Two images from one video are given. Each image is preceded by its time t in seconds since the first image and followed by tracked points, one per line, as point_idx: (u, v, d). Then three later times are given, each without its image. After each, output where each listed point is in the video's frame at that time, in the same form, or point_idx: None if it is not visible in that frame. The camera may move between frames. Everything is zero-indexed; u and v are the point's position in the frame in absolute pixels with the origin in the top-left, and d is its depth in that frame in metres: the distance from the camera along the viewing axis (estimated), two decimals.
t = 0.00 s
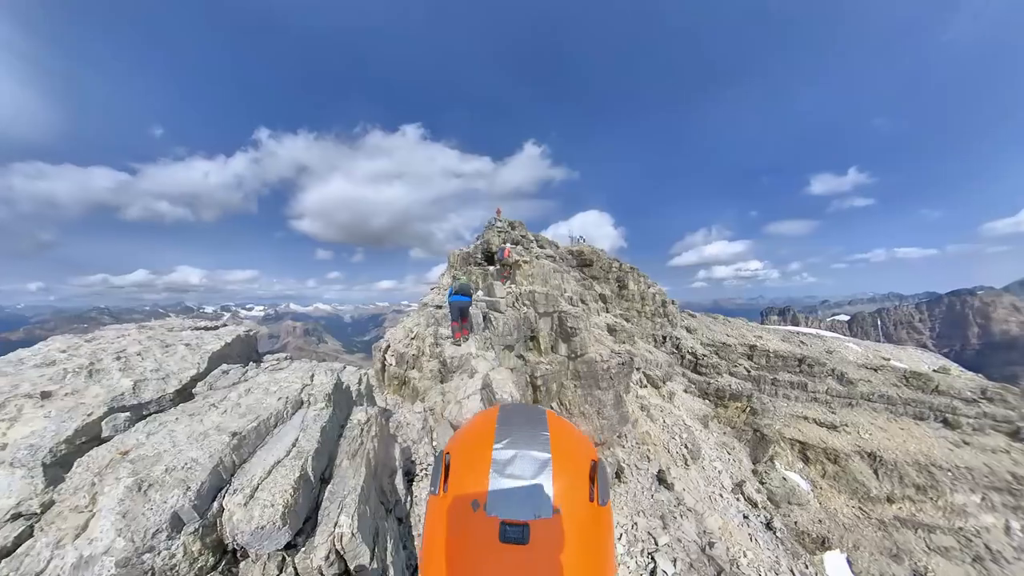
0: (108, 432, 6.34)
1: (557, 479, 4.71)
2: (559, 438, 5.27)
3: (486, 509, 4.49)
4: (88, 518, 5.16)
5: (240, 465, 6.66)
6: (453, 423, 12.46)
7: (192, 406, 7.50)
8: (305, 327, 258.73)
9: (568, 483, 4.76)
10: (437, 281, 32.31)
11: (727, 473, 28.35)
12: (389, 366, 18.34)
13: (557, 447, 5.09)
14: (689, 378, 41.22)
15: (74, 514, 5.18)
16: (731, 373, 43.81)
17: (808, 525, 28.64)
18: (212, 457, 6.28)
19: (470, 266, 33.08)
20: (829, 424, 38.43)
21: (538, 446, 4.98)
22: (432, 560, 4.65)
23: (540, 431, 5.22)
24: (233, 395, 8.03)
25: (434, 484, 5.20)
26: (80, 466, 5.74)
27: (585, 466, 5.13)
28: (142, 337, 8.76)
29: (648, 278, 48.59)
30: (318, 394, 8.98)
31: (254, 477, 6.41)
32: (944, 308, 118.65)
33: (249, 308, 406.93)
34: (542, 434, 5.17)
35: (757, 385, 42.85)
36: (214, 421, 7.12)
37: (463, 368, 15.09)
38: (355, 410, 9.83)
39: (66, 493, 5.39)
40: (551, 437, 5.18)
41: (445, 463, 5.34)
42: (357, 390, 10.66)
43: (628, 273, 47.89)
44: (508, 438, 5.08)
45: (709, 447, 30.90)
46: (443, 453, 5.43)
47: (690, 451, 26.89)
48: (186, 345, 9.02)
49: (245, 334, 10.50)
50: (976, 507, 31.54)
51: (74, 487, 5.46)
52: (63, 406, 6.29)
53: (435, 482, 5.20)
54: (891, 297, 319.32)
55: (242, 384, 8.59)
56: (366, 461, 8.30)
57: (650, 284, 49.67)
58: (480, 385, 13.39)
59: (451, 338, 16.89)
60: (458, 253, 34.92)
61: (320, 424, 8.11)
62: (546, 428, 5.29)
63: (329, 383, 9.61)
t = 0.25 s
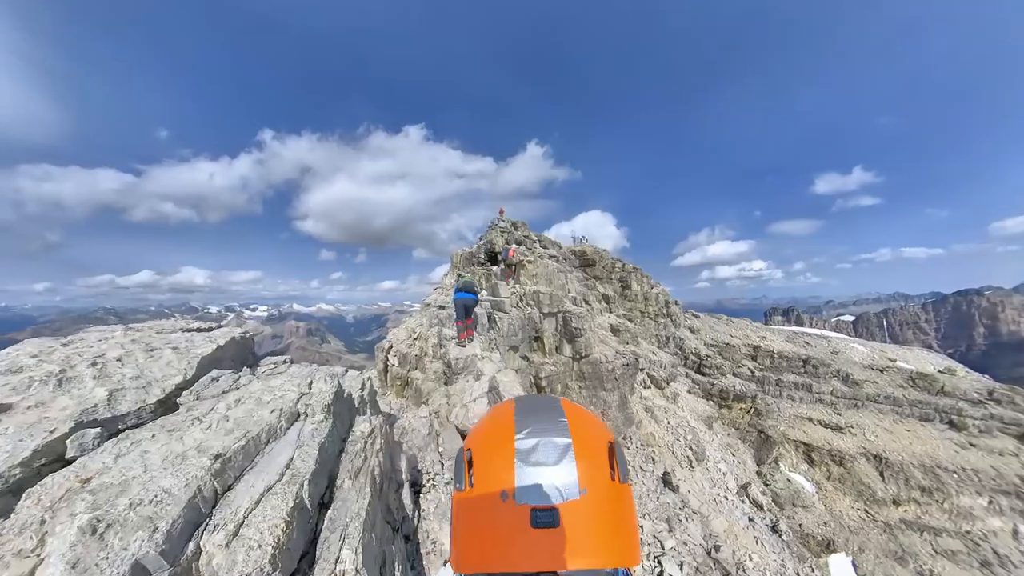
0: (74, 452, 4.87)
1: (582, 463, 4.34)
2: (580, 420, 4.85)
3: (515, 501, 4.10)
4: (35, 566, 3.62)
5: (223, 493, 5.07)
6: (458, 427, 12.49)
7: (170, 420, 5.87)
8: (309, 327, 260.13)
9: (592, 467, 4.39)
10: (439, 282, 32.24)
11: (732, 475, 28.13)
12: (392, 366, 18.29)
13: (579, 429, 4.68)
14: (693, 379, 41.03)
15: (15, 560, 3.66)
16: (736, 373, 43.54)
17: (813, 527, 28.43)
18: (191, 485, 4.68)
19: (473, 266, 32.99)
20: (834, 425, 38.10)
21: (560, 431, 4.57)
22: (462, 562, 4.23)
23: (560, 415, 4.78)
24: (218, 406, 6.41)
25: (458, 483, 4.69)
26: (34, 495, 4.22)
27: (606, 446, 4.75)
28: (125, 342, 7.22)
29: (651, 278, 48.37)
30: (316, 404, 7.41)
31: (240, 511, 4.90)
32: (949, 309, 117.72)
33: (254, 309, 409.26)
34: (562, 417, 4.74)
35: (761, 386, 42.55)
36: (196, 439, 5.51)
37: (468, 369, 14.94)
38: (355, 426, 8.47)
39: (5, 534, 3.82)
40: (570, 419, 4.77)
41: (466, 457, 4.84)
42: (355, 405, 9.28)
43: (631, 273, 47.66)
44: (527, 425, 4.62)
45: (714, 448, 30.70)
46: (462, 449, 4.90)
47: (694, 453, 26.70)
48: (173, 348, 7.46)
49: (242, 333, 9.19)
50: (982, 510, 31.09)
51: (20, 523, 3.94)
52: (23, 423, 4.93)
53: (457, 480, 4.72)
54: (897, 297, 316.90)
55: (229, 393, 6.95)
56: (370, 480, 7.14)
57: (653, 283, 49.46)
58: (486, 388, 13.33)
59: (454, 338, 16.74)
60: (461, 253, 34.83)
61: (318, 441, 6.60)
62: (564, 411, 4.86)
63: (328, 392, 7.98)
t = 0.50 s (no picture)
0: None
1: (643, 470, 4.57)
2: (631, 430, 5.10)
3: (585, 512, 4.27)
4: None
5: (153, 563, 4.02)
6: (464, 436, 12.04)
7: (105, 454, 5.05)
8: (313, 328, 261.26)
9: (652, 474, 4.59)
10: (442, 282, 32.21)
11: (737, 478, 27.95)
12: (395, 367, 18.22)
13: (634, 439, 4.93)
14: (696, 380, 40.81)
15: None
16: (739, 375, 43.33)
17: (817, 531, 28.12)
18: (102, 561, 3.56)
19: (476, 266, 32.95)
20: (839, 428, 37.75)
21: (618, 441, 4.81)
22: None
23: (614, 425, 5.03)
24: (171, 433, 5.66)
25: (511, 494, 4.89)
26: None
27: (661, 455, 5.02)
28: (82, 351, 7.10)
29: (654, 278, 48.15)
30: (292, 431, 6.63)
31: None
32: (955, 310, 116.57)
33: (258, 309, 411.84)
34: (617, 428, 4.99)
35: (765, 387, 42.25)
36: (130, 482, 4.54)
37: (472, 373, 14.66)
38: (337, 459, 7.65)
39: None
40: (626, 429, 5.02)
41: (520, 469, 5.11)
42: (338, 427, 8.48)
43: (634, 274, 47.43)
44: (586, 436, 4.83)
45: (718, 451, 30.53)
46: (514, 461, 5.18)
47: (699, 456, 26.52)
48: (134, 357, 7.27)
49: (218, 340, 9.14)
50: (989, 513, 30.73)
51: None
52: None
53: (511, 491, 4.94)
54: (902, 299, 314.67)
55: (189, 416, 6.29)
56: (357, 523, 6.42)
57: (656, 284, 49.24)
58: (491, 393, 12.90)
59: (457, 340, 16.61)
60: (464, 253, 34.77)
61: (290, 481, 5.67)
62: (618, 421, 5.13)
63: (308, 415, 7.22)
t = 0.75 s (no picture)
0: None
1: (642, 467, 4.61)
2: (629, 431, 5.10)
3: (586, 510, 4.31)
4: None
5: None
6: (459, 438, 11.92)
7: (13, 459, 4.75)
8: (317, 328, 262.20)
9: (652, 473, 4.63)
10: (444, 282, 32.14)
11: (741, 481, 27.66)
12: (396, 367, 18.17)
13: (633, 439, 4.94)
14: (700, 381, 40.50)
15: None
16: (743, 376, 42.98)
17: (822, 534, 27.77)
18: None
19: (478, 266, 32.87)
20: (844, 429, 37.35)
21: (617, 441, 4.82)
22: (532, 574, 4.41)
23: (612, 426, 5.03)
24: (94, 435, 5.37)
25: (514, 497, 4.90)
26: None
27: (659, 453, 5.08)
28: (26, 341, 7.16)
29: (657, 279, 47.88)
30: (237, 437, 6.24)
31: None
32: (963, 311, 115.35)
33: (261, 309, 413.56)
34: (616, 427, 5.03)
35: (769, 389, 41.90)
36: (20, 496, 4.14)
37: (471, 373, 14.40)
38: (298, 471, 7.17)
39: None
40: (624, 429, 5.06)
41: (521, 471, 5.12)
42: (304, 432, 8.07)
43: (637, 274, 47.17)
44: (586, 437, 4.86)
45: (722, 452, 30.24)
46: (515, 463, 5.20)
47: (703, 458, 26.25)
48: (80, 349, 7.26)
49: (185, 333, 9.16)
50: (997, 517, 30.30)
51: None
52: None
53: (514, 494, 4.95)
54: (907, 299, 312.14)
55: (123, 415, 6.02)
56: (310, 547, 5.87)
57: (659, 284, 48.90)
58: (491, 394, 12.80)
59: (457, 340, 16.47)
60: (466, 254, 34.70)
61: (221, 500, 5.10)
62: (615, 420, 5.19)
63: (260, 419, 6.86)
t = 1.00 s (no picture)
0: None
1: (677, 475, 4.35)
2: (657, 432, 4.85)
3: (625, 525, 4.00)
4: None
5: None
6: (450, 448, 11.76)
7: None
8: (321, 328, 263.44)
9: (686, 480, 4.38)
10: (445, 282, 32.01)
11: (747, 483, 27.36)
12: (398, 367, 18.03)
13: (663, 441, 4.68)
14: (704, 381, 40.12)
15: None
16: (748, 376, 42.56)
17: (829, 536, 27.39)
18: None
19: (480, 265, 32.72)
20: (850, 430, 36.88)
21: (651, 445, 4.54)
22: None
23: (641, 428, 4.75)
24: None
25: (542, 511, 4.56)
26: None
27: (688, 455, 4.81)
28: None
29: (660, 278, 47.53)
30: (92, 467, 4.45)
31: None
32: (970, 310, 114.28)
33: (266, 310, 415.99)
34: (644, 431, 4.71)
35: (775, 389, 41.46)
36: None
37: (467, 375, 14.16)
38: (211, 501, 5.41)
39: None
40: (652, 432, 4.76)
41: (546, 482, 4.77)
42: (224, 453, 6.13)
43: (640, 273, 46.84)
44: (617, 442, 4.51)
45: (727, 454, 29.94)
46: (539, 474, 4.84)
47: (708, 461, 25.95)
48: None
49: (127, 327, 8.37)
50: (1007, 520, 29.87)
51: None
52: None
53: (542, 508, 4.59)
54: (914, 298, 309.46)
55: None
56: None
57: (662, 284, 48.54)
58: (485, 398, 12.79)
59: (457, 339, 16.27)
60: (467, 253, 34.53)
61: (33, 564, 3.49)
62: (642, 423, 4.89)
63: (138, 440, 5.06)
